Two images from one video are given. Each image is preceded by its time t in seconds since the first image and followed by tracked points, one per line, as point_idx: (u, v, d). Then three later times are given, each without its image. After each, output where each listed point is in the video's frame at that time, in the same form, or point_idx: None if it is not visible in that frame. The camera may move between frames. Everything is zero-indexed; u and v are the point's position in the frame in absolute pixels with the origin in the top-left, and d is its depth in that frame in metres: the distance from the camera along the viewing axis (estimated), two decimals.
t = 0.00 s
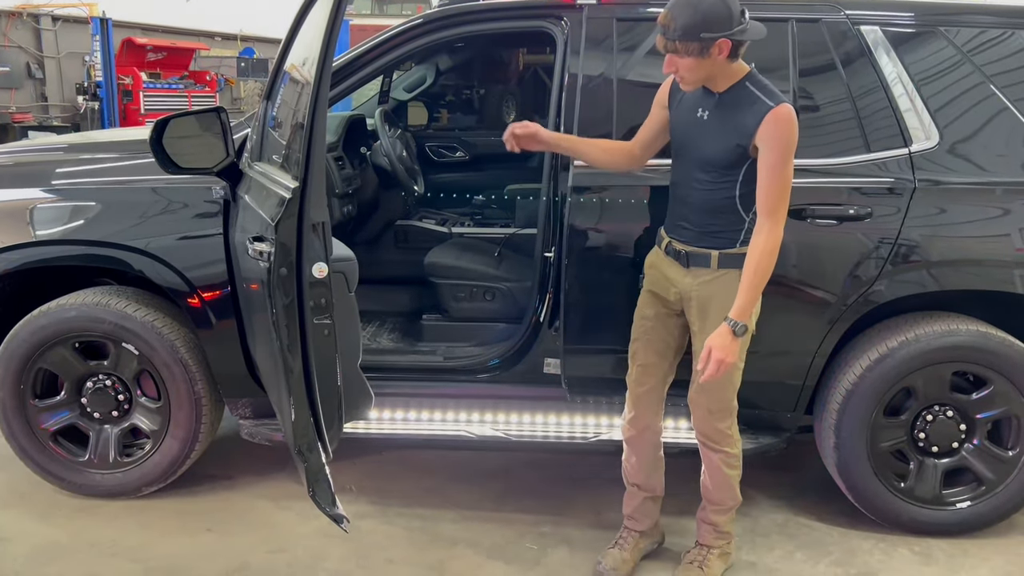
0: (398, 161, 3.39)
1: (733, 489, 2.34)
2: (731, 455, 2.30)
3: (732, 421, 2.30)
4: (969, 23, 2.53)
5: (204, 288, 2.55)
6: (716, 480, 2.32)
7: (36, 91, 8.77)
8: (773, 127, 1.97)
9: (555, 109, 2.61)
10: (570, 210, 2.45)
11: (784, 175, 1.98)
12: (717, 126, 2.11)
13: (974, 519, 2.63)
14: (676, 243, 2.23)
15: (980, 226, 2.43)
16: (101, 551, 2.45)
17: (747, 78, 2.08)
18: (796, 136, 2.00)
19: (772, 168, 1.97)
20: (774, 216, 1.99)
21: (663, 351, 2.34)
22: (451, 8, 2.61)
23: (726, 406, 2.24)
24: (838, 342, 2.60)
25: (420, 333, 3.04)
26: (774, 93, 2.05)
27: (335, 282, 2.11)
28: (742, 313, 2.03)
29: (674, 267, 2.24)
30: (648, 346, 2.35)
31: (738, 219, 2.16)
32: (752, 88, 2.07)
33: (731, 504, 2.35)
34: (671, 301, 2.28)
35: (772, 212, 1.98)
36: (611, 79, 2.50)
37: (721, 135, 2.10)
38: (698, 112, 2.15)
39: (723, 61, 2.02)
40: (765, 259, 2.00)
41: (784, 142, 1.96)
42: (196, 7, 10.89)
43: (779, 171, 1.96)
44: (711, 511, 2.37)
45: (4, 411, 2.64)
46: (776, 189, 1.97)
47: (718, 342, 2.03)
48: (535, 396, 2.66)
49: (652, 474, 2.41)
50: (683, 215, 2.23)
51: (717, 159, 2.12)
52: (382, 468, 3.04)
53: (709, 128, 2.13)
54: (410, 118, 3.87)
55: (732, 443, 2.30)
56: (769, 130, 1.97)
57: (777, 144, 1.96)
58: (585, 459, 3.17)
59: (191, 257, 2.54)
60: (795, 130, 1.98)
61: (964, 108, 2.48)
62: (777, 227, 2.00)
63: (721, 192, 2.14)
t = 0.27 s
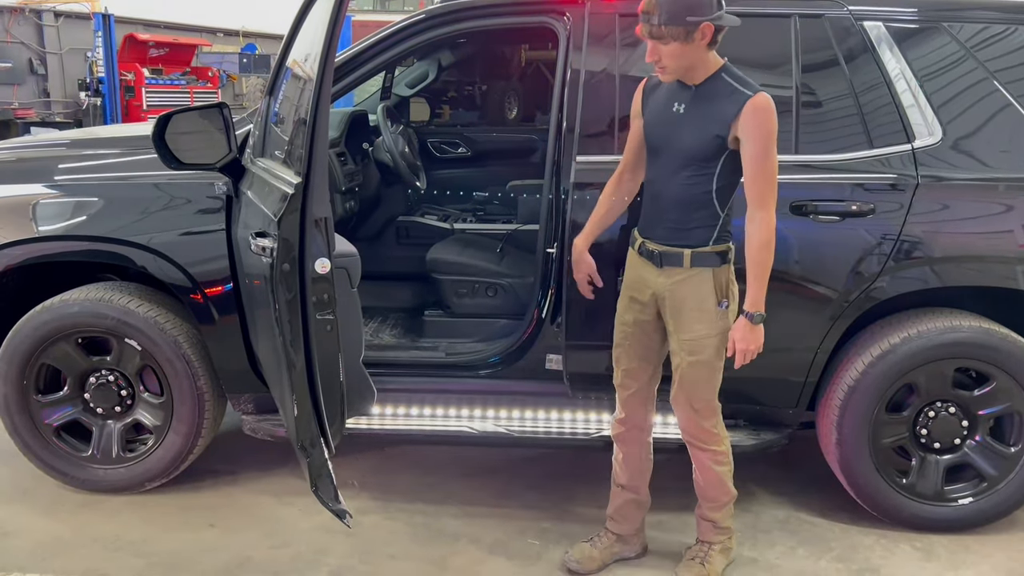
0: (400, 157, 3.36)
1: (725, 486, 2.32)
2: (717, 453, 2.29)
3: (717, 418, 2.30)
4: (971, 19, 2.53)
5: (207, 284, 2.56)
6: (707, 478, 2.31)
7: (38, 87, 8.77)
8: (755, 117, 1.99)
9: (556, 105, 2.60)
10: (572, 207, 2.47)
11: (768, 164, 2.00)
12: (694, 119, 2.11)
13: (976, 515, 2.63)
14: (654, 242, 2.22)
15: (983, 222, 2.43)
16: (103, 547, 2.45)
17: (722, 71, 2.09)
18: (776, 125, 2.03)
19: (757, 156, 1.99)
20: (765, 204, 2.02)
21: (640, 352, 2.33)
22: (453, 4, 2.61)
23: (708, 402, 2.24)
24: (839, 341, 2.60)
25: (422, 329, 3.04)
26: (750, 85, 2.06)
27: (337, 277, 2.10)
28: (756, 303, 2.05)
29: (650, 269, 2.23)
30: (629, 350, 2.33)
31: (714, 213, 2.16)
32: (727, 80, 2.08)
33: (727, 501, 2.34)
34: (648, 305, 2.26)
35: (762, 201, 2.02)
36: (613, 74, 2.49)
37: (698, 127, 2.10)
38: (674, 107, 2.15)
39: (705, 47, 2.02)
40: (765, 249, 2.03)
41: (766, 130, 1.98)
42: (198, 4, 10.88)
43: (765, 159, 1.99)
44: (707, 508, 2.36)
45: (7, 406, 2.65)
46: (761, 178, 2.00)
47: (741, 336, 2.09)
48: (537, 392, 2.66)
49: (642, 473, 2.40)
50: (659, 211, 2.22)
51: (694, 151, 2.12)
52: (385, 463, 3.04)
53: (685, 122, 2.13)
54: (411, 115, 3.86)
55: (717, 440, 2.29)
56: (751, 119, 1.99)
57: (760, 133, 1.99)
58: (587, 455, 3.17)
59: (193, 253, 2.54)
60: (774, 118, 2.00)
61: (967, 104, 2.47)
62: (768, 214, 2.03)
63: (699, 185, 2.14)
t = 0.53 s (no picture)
0: (403, 154, 3.40)
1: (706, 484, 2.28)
2: (689, 453, 2.24)
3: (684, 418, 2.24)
4: (976, 16, 2.52)
5: (211, 280, 2.56)
6: (683, 477, 2.26)
7: (43, 84, 8.81)
8: (716, 99, 1.98)
9: (559, 101, 2.60)
10: (577, 205, 2.49)
11: (738, 144, 2.00)
12: (659, 109, 2.09)
13: (979, 513, 2.63)
14: (631, 240, 2.19)
15: (987, 220, 2.42)
16: (108, 542, 2.46)
17: (681, 60, 2.07)
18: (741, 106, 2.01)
19: (726, 138, 1.99)
20: (740, 183, 2.03)
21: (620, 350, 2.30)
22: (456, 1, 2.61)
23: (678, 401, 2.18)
24: (842, 339, 2.60)
25: (425, 326, 3.04)
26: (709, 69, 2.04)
27: (341, 274, 2.11)
28: (745, 279, 2.06)
29: (629, 265, 2.20)
30: (615, 350, 2.31)
31: (688, 203, 2.12)
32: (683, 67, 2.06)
33: (713, 495, 2.30)
34: (631, 303, 2.24)
35: (737, 180, 2.02)
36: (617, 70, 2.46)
37: (664, 118, 2.08)
38: (638, 101, 2.12)
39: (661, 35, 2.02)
40: (746, 225, 2.05)
41: (733, 113, 1.97)
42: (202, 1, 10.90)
43: (736, 139, 1.99)
44: (693, 504, 2.32)
45: (12, 402, 2.66)
46: (734, 160, 2.00)
47: (735, 315, 2.08)
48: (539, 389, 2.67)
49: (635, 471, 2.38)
50: (632, 208, 2.19)
51: (661, 143, 2.09)
52: (388, 460, 3.05)
53: (651, 115, 2.10)
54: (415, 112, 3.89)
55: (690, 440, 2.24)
56: (715, 103, 1.98)
57: (725, 115, 1.97)
58: (590, 452, 3.17)
59: (197, 250, 2.55)
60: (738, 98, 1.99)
61: (971, 100, 2.47)
62: (745, 191, 2.04)
63: (669, 177, 2.12)
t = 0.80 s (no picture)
0: (406, 151, 3.38)
1: (657, 494, 2.20)
2: (641, 459, 2.16)
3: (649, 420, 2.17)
4: (981, 13, 2.51)
5: (214, 279, 2.57)
6: (631, 482, 2.20)
7: (47, 83, 8.84)
8: (682, 89, 1.89)
9: (562, 99, 2.60)
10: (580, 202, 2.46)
11: (708, 136, 1.90)
12: (633, 105, 2.02)
13: (983, 512, 2.62)
14: (615, 237, 2.14)
15: (991, 218, 2.42)
16: (111, 540, 2.47)
17: (652, 54, 2.01)
18: (710, 95, 1.91)
19: (693, 130, 1.89)
20: (710, 176, 1.91)
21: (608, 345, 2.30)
22: None
23: (638, 400, 2.13)
24: (845, 338, 2.60)
25: (428, 324, 3.04)
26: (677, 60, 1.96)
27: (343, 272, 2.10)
28: (699, 278, 1.95)
29: (613, 261, 2.18)
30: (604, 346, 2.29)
31: (663, 200, 2.04)
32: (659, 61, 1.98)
33: (659, 511, 2.20)
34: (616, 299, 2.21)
35: (706, 173, 1.91)
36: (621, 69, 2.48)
37: (634, 113, 2.01)
38: (615, 99, 2.08)
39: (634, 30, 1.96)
40: (714, 221, 1.93)
41: (697, 103, 1.88)
42: None
43: (704, 129, 1.89)
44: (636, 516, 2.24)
45: (16, 400, 2.66)
46: (703, 151, 1.89)
47: (679, 313, 1.98)
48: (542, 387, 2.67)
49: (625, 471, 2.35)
50: (613, 205, 2.14)
51: (635, 139, 2.02)
52: (391, 458, 3.05)
53: (624, 110, 2.04)
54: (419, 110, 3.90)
55: (644, 445, 2.17)
56: (679, 94, 1.90)
57: (689, 105, 1.88)
58: (592, 451, 3.18)
59: (201, 249, 2.55)
60: (706, 88, 1.89)
61: (976, 98, 2.46)
62: (715, 185, 1.92)
63: (642, 171, 2.04)
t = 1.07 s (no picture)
0: (410, 152, 3.34)
1: (625, 507, 2.19)
2: (611, 470, 2.17)
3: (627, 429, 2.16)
4: (985, 12, 2.50)
5: (218, 279, 2.57)
6: (600, 491, 2.20)
7: (50, 83, 8.86)
8: (653, 94, 1.85)
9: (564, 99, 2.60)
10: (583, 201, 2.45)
11: (675, 145, 1.85)
12: (614, 103, 2.00)
13: (987, 512, 2.61)
14: (600, 237, 2.14)
15: (995, 217, 2.41)
16: (115, 539, 2.48)
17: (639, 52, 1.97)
18: (683, 103, 1.86)
19: (660, 137, 1.85)
20: (672, 188, 1.87)
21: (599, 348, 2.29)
22: None
23: (613, 409, 2.12)
24: (848, 337, 2.60)
25: (430, 324, 3.05)
26: (660, 62, 1.91)
27: (346, 272, 2.10)
28: (645, 290, 1.91)
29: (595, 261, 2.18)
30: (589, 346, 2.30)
31: (636, 203, 2.03)
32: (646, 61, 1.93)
33: (619, 527, 2.20)
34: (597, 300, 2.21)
35: (667, 184, 1.86)
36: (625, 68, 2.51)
37: (613, 113, 2.01)
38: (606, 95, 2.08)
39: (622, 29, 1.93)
40: (671, 234, 1.88)
41: (664, 110, 1.84)
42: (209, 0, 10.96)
43: (670, 138, 1.84)
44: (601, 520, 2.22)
45: (20, 400, 2.67)
46: (668, 159, 1.85)
47: (624, 322, 1.95)
48: (545, 386, 2.67)
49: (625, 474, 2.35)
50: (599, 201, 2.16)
51: (613, 137, 2.02)
52: (393, 457, 3.06)
53: (608, 108, 2.04)
54: (422, 110, 3.87)
55: (615, 454, 2.16)
56: (650, 98, 1.86)
57: (655, 112, 1.85)
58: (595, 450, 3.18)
59: (204, 249, 2.55)
60: (678, 95, 1.85)
61: (980, 97, 2.45)
62: (675, 196, 1.87)
63: (620, 172, 2.04)
